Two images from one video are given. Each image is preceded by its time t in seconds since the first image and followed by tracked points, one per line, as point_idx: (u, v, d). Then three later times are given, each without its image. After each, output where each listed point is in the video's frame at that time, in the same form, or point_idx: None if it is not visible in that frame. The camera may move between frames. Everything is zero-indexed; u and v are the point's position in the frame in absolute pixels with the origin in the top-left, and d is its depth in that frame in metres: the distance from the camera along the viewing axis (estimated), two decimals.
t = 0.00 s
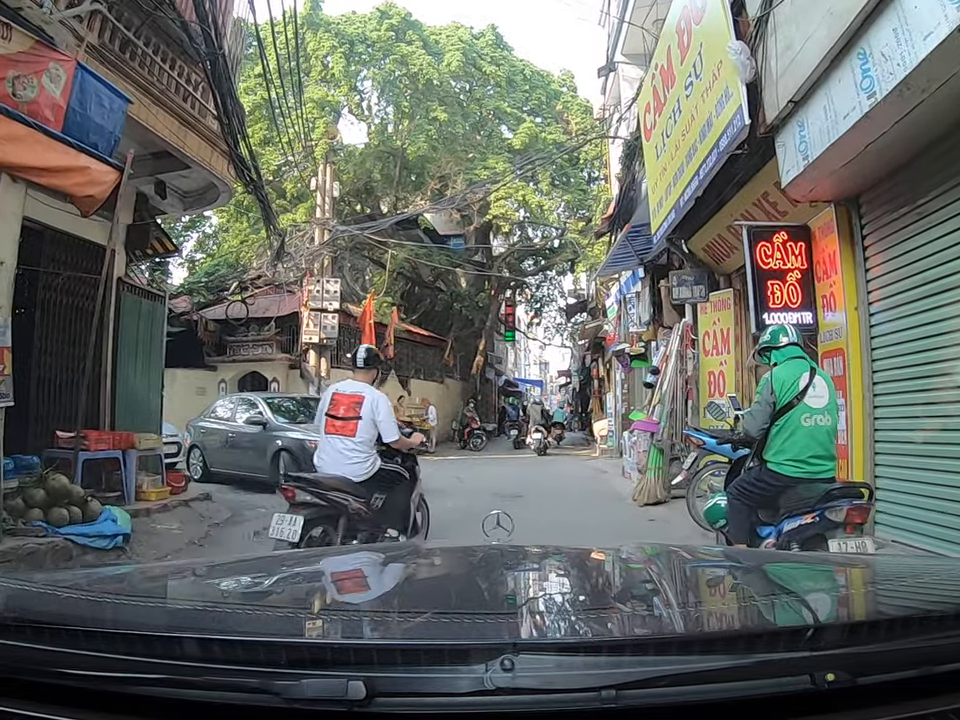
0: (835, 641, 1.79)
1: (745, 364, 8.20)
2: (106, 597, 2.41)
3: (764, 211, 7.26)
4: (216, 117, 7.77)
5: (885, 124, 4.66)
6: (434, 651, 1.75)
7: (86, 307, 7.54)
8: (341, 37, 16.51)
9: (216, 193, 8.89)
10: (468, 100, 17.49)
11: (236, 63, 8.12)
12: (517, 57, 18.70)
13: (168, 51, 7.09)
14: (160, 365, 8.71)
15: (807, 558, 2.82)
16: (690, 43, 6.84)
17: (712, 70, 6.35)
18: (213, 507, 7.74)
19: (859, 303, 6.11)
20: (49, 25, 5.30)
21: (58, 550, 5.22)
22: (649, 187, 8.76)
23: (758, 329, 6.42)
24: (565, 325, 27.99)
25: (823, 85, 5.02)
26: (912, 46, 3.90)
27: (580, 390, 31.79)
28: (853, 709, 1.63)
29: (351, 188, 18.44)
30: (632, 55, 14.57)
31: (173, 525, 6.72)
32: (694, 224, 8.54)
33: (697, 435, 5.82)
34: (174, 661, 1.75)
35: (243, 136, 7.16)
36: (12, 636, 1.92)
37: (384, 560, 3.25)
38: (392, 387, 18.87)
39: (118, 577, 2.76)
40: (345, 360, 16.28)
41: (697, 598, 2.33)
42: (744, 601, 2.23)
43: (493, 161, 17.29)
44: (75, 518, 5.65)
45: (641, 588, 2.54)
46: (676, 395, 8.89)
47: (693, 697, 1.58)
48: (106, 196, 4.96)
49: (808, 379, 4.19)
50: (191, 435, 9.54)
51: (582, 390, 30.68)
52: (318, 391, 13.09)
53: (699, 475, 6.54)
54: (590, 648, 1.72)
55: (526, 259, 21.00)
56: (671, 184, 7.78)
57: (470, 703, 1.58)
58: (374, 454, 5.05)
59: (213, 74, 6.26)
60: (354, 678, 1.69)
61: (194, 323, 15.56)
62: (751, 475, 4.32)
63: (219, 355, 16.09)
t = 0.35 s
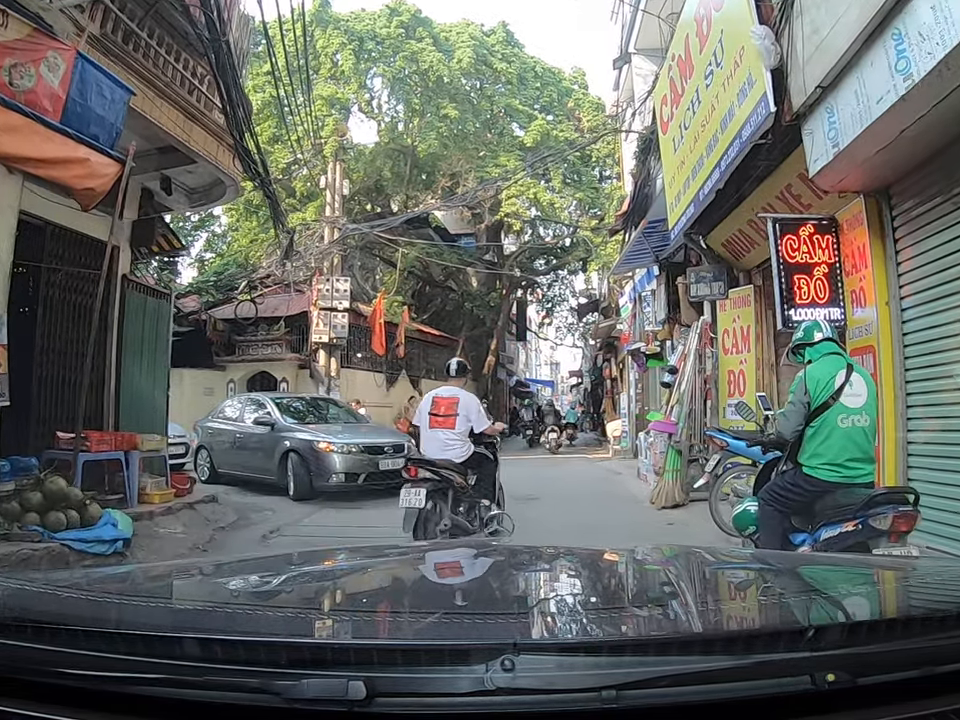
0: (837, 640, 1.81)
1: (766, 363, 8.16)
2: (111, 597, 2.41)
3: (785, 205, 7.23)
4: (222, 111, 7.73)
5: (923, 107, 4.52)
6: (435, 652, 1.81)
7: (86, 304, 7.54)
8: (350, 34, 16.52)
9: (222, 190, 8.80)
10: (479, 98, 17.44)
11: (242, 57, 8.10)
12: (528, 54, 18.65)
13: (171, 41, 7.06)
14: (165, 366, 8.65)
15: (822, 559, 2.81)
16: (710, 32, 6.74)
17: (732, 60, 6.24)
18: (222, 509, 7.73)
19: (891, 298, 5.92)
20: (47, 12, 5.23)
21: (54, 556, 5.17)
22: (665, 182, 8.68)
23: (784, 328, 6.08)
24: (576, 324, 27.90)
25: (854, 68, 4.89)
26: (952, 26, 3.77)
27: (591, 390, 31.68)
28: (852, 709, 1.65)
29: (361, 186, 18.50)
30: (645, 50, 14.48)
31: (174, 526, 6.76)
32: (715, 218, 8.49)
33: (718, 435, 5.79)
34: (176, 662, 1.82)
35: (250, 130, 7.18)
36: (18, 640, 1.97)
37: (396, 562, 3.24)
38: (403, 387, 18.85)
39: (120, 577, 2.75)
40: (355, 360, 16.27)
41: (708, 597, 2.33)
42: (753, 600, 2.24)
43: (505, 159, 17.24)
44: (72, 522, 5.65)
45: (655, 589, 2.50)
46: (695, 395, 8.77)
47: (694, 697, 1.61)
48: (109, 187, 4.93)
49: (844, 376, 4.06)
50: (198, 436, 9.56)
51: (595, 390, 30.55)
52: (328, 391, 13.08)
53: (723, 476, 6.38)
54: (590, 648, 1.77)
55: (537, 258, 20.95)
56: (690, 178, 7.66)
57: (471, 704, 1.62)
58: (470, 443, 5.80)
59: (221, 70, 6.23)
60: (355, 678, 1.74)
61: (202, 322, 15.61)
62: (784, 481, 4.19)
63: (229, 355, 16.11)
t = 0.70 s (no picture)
0: (835, 641, 1.88)
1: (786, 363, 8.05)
2: (111, 597, 2.39)
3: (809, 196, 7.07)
4: (227, 104, 7.71)
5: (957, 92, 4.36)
6: (436, 652, 1.86)
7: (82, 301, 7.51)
8: (359, 30, 16.51)
9: (228, 186, 8.75)
10: (488, 96, 17.37)
11: (248, 53, 8.10)
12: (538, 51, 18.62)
13: (174, 33, 7.03)
14: (171, 364, 8.63)
15: (835, 560, 2.81)
16: (730, 19, 6.64)
17: (753, 47, 6.12)
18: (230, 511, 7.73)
19: (924, 292, 5.70)
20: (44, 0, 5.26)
21: (52, 559, 5.13)
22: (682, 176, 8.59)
23: (813, 325, 5.88)
24: (587, 324, 27.79)
25: (887, 50, 4.80)
26: None
27: (602, 390, 31.59)
28: (851, 708, 1.71)
29: (370, 185, 18.53)
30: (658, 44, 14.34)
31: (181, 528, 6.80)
32: (734, 213, 8.41)
33: (742, 437, 5.89)
34: (176, 662, 1.83)
35: (255, 126, 7.16)
36: (20, 637, 1.97)
37: (407, 560, 3.21)
38: (413, 387, 18.82)
39: (120, 577, 2.72)
40: (364, 360, 16.26)
41: (721, 597, 2.33)
42: (762, 601, 2.24)
43: (515, 156, 17.16)
44: (69, 528, 5.62)
45: (670, 589, 2.48)
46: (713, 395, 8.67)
47: (697, 697, 1.66)
48: (108, 179, 4.84)
49: (887, 374, 3.93)
50: (205, 436, 9.54)
51: (606, 390, 30.42)
52: (337, 391, 13.07)
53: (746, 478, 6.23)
54: (590, 648, 1.83)
55: (548, 257, 20.89)
56: (708, 170, 7.55)
57: (471, 703, 1.67)
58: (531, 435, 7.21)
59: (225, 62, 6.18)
60: (354, 677, 1.77)
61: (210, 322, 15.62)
62: (823, 485, 4.10)
63: (236, 355, 16.11)
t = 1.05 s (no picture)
0: (837, 642, 1.92)
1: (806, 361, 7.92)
2: (105, 598, 2.37)
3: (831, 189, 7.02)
4: (230, 96, 7.73)
5: None
6: (439, 653, 1.87)
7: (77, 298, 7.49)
8: (366, 27, 16.32)
9: (233, 181, 8.89)
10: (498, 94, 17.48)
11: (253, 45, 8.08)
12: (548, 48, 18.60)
13: (174, 22, 7.07)
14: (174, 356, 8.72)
15: (846, 562, 2.79)
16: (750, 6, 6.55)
17: (774, 33, 6.02)
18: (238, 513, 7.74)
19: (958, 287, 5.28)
20: None
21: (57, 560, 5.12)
22: (697, 171, 8.47)
23: (841, 320, 5.79)
24: (598, 323, 27.68)
25: (923, 27, 4.54)
26: None
27: (612, 391, 31.53)
28: (850, 707, 1.76)
29: (378, 183, 18.60)
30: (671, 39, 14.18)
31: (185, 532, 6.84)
32: (754, 206, 8.40)
33: (766, 439, 5.91)
34: (175, 662, 1.82)
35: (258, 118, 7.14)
36: (21, 637, 1.96)
37: (416, 560, 3.19)
38: (421, 387, 18.81)
39: (123, 578, 2.71)
40: (372, 360, 16.27)
41: (730, 597, 2.32)
42: (770, 603, 2.23)
43: (525, 153, 17.15)
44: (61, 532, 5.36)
45: (679, 590, 2.45)
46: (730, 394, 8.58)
47: (703, 697, 1.70)
48: (102, 172, 4.82)
49: (935, 373, 3.65)
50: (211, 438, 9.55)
51: (616, 390, 30.32)
52: (345, 390, 13.07)
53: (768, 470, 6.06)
54: (591, 648, 1.88)
55: (557, 256, 20.84)
56: (725, 162, 7.46)
57: (474, 704, 1.68)
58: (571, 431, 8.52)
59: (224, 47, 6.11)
60: (355, 678, 1.78)
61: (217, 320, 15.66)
62: (862, 490, 3.80)
63: (243, 355, 16.08)
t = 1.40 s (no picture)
0: (838, 643, 1.98)
1: (826, 359, 7.89)
2: (105, 598, 2.34)
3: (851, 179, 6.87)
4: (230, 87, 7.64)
5: None
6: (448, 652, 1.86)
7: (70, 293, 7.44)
8: (372, 22, 16.27)
9: (234, 176, 8.77)
10: (505, 91, 17.28)
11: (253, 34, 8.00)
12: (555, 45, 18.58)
13: (174, 13, 7.00)
14: (174, 355, 8.69)
15: (856, 563, 2.79)
16: None
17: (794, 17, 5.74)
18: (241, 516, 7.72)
19: None
20: None
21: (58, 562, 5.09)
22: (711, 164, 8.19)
23: (868, 315, 5.64)
24: (606, 323, 27.57)
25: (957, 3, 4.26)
26: None
27: (620, 391, 31.46)
28: (850, 707, 1.81)
29: (384, 180, 18.67)
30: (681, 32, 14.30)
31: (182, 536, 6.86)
32: (772, 199, 8.25)
33: (788, 440, 5.91)
34: (178, 662, 1.79)
35: (259, 109, 7.09)
36: (23, 638, 1.93)
37: (424, 559, 3.17)
38: (428, 387, 18.80)
39: (126, 577, 2.69)
40: (377, 359, 16.22)
41: (739, 597, 2.32)
42: (782, 603, 2.24)
43: (533, 151, 17.14)
44: (48, 537, 5.28)
45: (689, 592, 2.42)
46: (746, 395, 8.52)
47: (704, 697, 1.74)
48: (95, 163, 4.58)
49: None
50: (211, 438, 9.50)
51: (625, 390, 30.24)
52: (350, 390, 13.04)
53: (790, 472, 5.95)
54: (589, 649, 1.91)
55: (564, 255, 20.77)
56: (738, 156, 7.16)
57: (475, 704, 1.68)
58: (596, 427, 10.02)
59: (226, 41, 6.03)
60: (357, 678, 1.75)
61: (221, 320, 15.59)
62: (903, 496, 3.54)
63: (248, 355, 16.24)
